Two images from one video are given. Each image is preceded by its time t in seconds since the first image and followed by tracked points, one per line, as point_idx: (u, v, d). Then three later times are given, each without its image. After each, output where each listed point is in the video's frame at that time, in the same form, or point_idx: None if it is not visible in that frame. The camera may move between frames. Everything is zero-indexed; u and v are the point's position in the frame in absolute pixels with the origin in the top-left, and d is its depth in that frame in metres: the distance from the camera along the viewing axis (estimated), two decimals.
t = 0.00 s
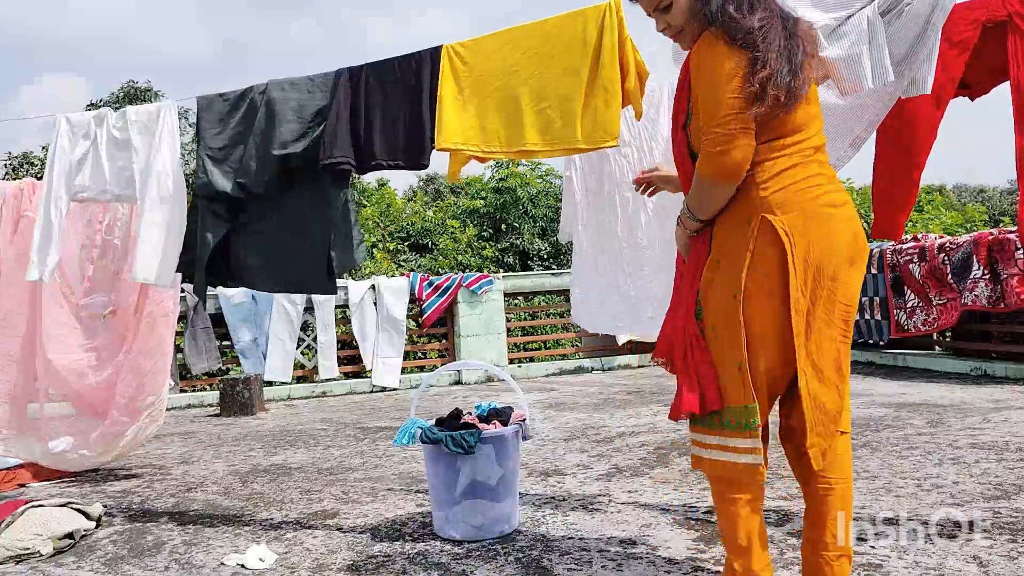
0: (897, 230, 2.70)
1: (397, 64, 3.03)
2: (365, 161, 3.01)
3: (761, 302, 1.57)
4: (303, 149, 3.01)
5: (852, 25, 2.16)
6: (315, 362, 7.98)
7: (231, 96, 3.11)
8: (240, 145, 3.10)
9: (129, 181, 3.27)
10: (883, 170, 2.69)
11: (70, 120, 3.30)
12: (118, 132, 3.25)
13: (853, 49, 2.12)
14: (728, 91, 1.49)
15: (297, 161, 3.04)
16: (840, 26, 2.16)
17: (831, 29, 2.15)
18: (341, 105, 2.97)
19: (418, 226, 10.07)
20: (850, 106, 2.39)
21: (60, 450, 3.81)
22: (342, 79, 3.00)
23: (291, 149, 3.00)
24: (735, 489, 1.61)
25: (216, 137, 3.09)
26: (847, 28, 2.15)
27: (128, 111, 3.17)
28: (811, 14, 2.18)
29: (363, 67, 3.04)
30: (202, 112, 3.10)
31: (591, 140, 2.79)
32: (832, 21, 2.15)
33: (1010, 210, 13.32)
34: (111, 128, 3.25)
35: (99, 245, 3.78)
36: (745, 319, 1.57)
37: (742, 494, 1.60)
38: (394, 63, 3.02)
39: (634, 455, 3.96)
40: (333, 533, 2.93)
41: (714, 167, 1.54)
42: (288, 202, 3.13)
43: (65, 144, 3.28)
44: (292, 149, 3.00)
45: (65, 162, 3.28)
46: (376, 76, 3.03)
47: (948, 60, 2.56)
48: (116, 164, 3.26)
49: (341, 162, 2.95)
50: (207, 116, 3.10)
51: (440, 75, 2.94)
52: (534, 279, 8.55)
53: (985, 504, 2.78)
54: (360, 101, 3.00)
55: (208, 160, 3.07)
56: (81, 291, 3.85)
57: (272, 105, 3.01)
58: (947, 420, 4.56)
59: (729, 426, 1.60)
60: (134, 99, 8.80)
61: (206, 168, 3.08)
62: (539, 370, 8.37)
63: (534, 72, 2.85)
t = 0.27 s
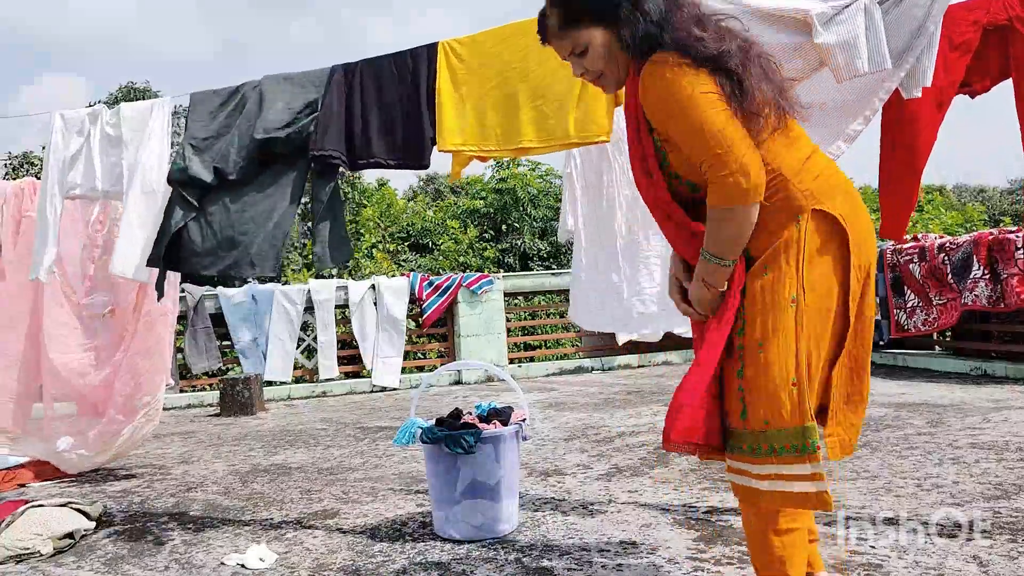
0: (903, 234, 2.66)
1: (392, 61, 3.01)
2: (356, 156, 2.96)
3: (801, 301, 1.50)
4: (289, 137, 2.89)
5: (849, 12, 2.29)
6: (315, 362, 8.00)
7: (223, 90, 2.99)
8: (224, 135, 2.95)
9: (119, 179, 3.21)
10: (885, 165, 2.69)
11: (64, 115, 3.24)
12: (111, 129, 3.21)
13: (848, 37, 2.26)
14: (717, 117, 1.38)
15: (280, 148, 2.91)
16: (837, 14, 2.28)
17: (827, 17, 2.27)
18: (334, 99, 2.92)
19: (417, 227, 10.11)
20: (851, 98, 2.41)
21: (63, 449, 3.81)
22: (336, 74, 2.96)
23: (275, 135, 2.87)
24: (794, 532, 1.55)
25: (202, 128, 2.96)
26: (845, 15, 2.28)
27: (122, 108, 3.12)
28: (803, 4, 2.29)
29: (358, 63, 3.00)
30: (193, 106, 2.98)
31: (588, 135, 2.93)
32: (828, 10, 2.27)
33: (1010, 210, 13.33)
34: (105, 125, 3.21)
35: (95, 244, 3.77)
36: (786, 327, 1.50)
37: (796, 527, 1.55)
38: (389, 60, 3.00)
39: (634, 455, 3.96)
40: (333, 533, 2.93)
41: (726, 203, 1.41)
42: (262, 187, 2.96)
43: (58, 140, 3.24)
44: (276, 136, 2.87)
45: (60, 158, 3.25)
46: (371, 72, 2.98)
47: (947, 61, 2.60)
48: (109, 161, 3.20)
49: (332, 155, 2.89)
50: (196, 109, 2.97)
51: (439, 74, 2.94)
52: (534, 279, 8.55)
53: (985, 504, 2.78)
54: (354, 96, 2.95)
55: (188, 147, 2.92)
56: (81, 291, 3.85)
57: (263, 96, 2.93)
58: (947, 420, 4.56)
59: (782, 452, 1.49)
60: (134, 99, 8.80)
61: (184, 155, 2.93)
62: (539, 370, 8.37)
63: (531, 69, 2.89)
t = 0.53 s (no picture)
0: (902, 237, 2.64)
1: (388, 61, 3.01)
2: (353, 153, 2.98)
3: (815, 323, 1.37)
4: (286, 135, 2.91)
5: (847, 6, 2.40)
6: (315, 362, 8.00)
7: (220, 88, 2.98)
8: (220, 133, 2.94)
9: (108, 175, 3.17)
10: (887, 168, 2.68)
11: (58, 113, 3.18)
12: (105, 126, 3.14)
13: (841, 30, 2.37)
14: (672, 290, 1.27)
15: (277, 146, 2.94)
16: (835, 8, 2.41)
17: (824, 13, 2.42)
18: (332, 99, 2.96)
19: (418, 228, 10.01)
20: (846, 94, 2.45)
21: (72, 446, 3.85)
22: (333, 73, 2.98)
23: (270, 134, 2.89)
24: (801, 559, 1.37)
25: (196, 126, 2.94)
26: (844, 9, 2.40)
27: (117, 106, 3.07)
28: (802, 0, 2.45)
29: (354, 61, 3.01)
30: (188, 104, 2.96)
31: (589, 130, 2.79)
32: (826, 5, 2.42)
33: (1010, 210, 13.32)
34: (99, 123, 3.15)
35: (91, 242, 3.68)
36: (796, 364, 1.37)
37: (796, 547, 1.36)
38: (386, 57, 3.01)
39: (634, 455, 3.96)
40: (333, 533, 2.94)
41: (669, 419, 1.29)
42: (257, 184, 2.96)
43: (50, 137, 3.18)
44: (272, 134, 2.89)
45: (50, 154, 3.22)
46: (367, 69, 3.00)
47: (947, 70, 2.65)
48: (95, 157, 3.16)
49: (329, 156, 2.93)
50: (193, 107, 2.96)
51: (435, 69, 2.95)
52: (535, 279, 8.55)
53: (985, 504, 2.78)
54: (351, 95, 2.98)
55: (183, 145, 2.91)
56: (80, 290, 3.78)
57: (260, 94, 2.95)
58: (947, 420, 4.56)
59: (761, 468, 1.36)
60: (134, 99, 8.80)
61: (178, 151, 2.90)
62: (539, 370, 8.37)
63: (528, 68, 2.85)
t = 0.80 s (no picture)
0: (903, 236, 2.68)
1: (389, 60, 3.02)
2: (353, 152, 2.97)
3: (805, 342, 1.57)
4: (287, 135, 2.90)
5: (848, 18, 2.37)
6: (315, 362, 8.00)
7: (221, 89, 2.99)
8: (221, 133, 2.95)
9: (111, 176, 3.13)
10: (895, 168, 2.69)
11: (61, 114, 3.18)
12: (107, 127, 3.11)
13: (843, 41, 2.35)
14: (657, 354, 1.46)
15: (278, 146, 2.92)
16: (838, 18, 2.39)
17: (828, 22, 2.39)
18: (333, 99, 2.95)
19: (418, 228, 9.96)
20: (847, 95, 2.44)
21: (59, 449, 3.79)
22: (335, 73, 2.99)
23: (273, 134, 2.88)
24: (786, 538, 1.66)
25: (199, 127, 2.93)
26: (846, 19, 2.37)
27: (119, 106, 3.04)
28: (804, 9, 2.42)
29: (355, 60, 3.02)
30: (190, 104, 2.96)
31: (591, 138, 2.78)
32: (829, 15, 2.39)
33: (1010, 210, 13.31)
34: (101, 123, 3.11)
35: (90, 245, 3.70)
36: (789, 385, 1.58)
37: (786, 544, 1.64)
38: (387, 56, 3.02)
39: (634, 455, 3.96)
40: (333, 533, 2.94)
41: (639, 483, 1.49)
42: (261, 185, 2.96)
43: (52, 137, 3.16)
44: (274, 134, 2.88)
45: (51, 155, 3.16)
46: (369, 69, 3.00)
47: (946, 69, 2.64)
48: (99, 158, 3.13)
49: (332, 155, 2.91)
50: (194, 107, 2.96)
51: (436, 68, 2.95)
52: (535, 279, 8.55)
53: (985, 504, 2.78)
54: (353, 94, 2.97)
55: (186, 146, 2.89)
56: (72, 290, 3.77)
57: (262, 93, 2.95)
58: (947, 420, 4.56)
59: (746, 476, 1.56)
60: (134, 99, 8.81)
61: (183, 154, 2.89)
62: (539, 370, 8.37)
63: (529, 68, 2.87)
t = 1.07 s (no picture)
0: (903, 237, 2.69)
1: (392, 61, 3.01)
2: (357, 154, 2.96)
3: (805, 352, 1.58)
4: (291, 136, 2.90)
5: (849, 22, 2.39)
6: (315, 362, 8.01)
7: (224, 90, 2.99)
8: (225, 134, 2.95)
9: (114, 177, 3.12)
10: (898, 169, 2.69)
11: (64, 115, 3.19)
12: (110, 128, 3.10)
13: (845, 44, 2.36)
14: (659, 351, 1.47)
15: (281, 147, 2.92)
16: (839, 21, 2.40)
17: (829, 25, 2.41)
18: (336, 100, 2.94)
19: (418, 227, 10.01)
20: (848, 97, 2.43)
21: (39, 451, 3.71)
22: (338, 74, 2.98)
23: (276, 135, 2.88)
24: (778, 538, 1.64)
25: (203, 128, 2.94)
26: (847, 23, 2.39)
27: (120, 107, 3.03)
28: (805, 12, 2.44)
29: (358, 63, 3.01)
30: (193, 105, 2.96)
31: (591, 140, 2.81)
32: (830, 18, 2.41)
33: (1010, 210, 13.32)
34: (104, 124, 3.11)
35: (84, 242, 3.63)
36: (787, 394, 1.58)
37: (778, 545, 1.62)
38: (390, 58, 3.01)
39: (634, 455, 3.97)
40: (333, 533, 2.94)
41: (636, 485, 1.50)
42: (264, 185, 2.95)
43: (55, 138, 3.17)
44: (277, 135, 2.88)
45: (55, 157, 3.18)
46: (372, 72, 3.00)
47: (946, 70, 2.64)
48: (102, 159, 3.13)
49: (332, 155, 2.89)
50: (197, 108, 2.96)
51: (440, 72, 2.95)
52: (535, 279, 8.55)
53: (985, 505, 2.78)
54: (355, 96, 2.97)
55: (190, 148, 2.91)
56: (67, 288, 3.77)
57: (266, 95, 2.95)
58: (947, 420, 4.56)
59: (734, 481, 1.58)
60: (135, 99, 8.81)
61: (187, 154, 2.90)
62: (539, 370, 8.37)
63: (532, 70, 2.87)
